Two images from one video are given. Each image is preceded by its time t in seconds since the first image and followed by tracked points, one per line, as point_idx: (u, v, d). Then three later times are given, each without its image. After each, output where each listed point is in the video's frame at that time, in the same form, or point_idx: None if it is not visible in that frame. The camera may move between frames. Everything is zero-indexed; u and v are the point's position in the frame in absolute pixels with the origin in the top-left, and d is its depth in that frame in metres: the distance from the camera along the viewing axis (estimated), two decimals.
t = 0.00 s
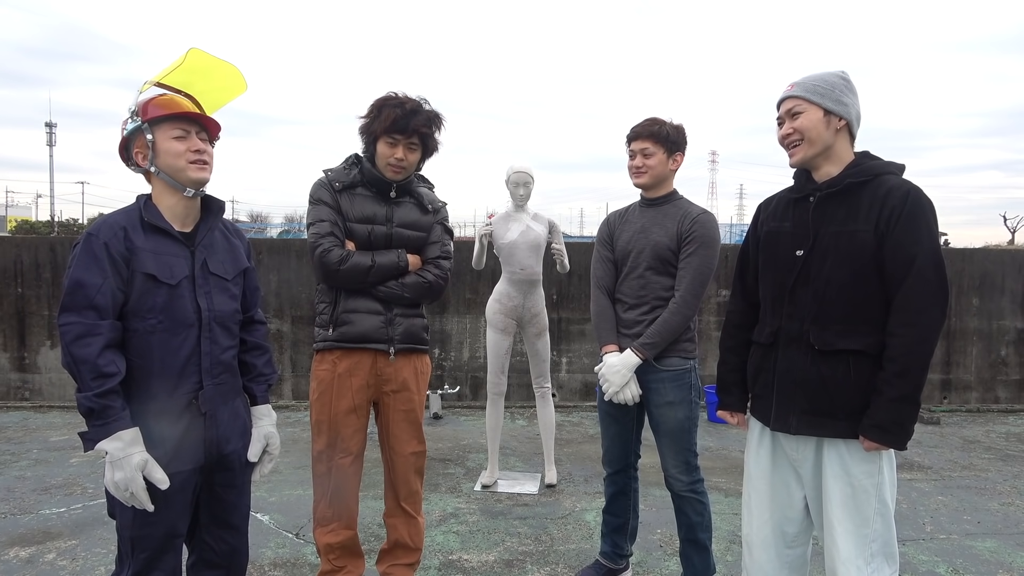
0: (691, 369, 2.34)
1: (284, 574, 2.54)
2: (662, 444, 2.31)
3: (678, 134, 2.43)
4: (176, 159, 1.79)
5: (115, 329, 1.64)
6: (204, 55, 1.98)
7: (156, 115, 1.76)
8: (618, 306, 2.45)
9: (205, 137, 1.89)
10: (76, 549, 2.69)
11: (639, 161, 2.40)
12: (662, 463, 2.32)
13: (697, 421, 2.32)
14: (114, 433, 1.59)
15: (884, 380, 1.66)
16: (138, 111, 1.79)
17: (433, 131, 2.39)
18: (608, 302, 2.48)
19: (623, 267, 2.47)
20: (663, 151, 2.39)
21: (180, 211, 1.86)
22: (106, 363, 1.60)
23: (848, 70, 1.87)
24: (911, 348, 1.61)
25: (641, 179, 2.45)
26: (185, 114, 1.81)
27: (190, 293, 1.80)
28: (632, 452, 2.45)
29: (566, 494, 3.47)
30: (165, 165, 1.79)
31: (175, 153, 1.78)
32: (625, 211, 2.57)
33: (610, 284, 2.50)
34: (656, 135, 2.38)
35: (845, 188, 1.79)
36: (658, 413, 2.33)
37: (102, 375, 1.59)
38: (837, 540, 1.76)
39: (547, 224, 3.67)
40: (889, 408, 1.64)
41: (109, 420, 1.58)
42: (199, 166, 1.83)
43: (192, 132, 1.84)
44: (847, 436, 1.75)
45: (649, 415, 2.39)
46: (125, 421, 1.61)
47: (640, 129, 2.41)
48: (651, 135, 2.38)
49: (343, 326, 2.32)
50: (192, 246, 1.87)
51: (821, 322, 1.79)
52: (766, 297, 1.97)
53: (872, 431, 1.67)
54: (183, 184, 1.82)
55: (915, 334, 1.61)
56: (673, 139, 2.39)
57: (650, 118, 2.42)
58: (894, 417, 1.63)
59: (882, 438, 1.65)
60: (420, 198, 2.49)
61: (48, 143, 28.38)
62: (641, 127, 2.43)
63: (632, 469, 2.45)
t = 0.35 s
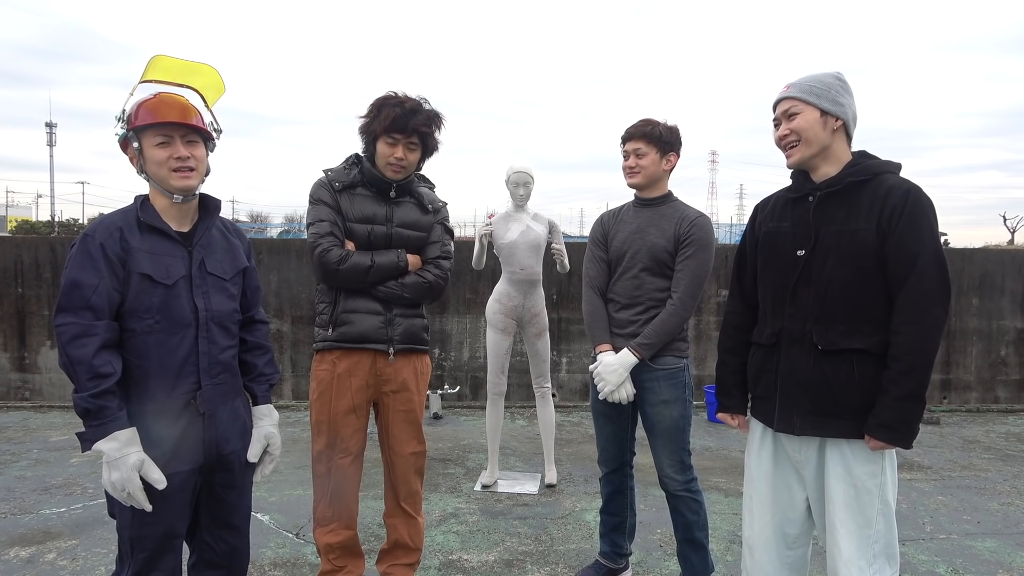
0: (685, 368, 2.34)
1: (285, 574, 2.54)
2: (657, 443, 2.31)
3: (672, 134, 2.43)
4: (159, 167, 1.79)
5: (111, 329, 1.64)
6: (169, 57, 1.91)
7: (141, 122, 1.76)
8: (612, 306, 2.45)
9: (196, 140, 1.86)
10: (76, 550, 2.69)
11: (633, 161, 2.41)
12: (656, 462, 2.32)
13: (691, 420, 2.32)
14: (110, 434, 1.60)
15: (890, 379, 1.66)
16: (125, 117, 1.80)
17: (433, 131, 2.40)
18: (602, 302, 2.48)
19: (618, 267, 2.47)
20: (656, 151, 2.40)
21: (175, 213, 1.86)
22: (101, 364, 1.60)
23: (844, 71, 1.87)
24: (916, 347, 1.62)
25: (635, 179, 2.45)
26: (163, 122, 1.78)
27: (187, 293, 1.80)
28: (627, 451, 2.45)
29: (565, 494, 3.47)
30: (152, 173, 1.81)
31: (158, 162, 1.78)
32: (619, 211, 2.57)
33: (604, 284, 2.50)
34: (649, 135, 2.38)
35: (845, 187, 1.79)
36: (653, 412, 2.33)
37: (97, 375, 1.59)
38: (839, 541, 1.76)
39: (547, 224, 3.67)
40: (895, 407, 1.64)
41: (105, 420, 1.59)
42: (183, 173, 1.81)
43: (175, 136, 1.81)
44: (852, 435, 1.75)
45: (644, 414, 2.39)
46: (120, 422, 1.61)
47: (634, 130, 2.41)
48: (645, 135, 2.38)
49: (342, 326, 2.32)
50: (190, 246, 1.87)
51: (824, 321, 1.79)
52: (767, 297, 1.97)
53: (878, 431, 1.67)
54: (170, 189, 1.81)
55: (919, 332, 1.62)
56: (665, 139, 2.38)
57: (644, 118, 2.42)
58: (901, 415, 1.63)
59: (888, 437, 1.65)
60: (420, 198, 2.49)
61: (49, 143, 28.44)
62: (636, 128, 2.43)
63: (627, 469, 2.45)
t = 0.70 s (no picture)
0: (687, 369, 2.35)
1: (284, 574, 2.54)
2: (659, 443, 2.31)
3: (676, 136, 2.43)
4: (161, 164, 1.79)
5: (110, 328, 1.64)
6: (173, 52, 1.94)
7: (143, 119, 1.76)
8: (613, 306, 2.45)
9: (196, 139, 1.86)
10: (76, 549, 2.69)
11: (637, 160, 2.41)
12: (658, 462, 2.31)
13: (693, 420, 2.32)
14: (107, 433, 1.60)
15: (894, 378, 1.66)
16: (127, 116, 1.80)
17: (432, 128, 2.40)
18: (603, 302, 2.47)
19: (619, 267, 2.47)
20: (661, 152, 2.40)
21: (176, 212, 1.86)
22: (99, 363, 1.60)
23: (846, 71, 1.86)
24: (920, 346, 1.62)
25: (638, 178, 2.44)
26: (164, 118, 1.78)
27: (187, 293, 1.80)
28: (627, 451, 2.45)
29: (565, 494, 3.47)
30: (153, 169, 1.80)
31: (160, 158, 1.78)
32: (621, 211, 2.57)
33: (605, 283, 2.50)
34: (654, 136, 2.38)
35: (846, 186, 1.79)
36: (655, 412, 2.33)
37: (96, 374, 1.59)
38: (841, 542, 1.76)
39: (547, 224, 3.67)
40: (901, 407, 1.64)
41: (103, 419, 1.59)
42: (185, 169, 1.80)
43: (176, 133, 1.81)
44: (855, 435, 1.75)
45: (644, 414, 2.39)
46: (118, 421, 1.61)
47: (638, 129, 2.41)
48: (650, 135, 2.38)
49: (342, 326, 2.32)
50: (191, 246, 1.87)
51: (826, 321, 1.79)
52: (767, 297, 1.97)
53: (883, 430, 1.66)
54: (172, 187, 1.81)
55: (924, 331, 1.62)
56: (674, 143, 2.41)
57: (648, 118, 2.42)
58: (906, 415, 1.63)
59: (893, 437, 1.64)
60: (420, 198, 2.48)
61: (49, 142, 28.49)
62: (640, 127, 2.43)
63: (627, 468, 2.45)
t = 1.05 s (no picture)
0: (690, 368, 2.35)
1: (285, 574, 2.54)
2: (662, 443, 2.31)
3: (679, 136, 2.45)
4: (171, 167, 1.79)
5: (111, 329, 1.64)
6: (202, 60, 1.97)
7: (156, 121, 1.76)
8: (616, 306, 2.45)
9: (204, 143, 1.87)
10: (76, 550, 2.69)
11: (648, 161, 2.40)
12: (662, 462, 2.31)
13: (695, 420, 2.33)
14: (110, 433, 1.60)
15: (894, 380, 1.66)
16: (136, 115, 1.79)
17: (429, 126, 2.40)
18: (606, 301, 2.47)
19: (622, 267, 2.47)
20: (669, 154, 2.42)
21: (178, 213, 1.86)
22: (101, 363, 1.60)
23: (852, 72, 1.85)
24: (920, 348, 1.62)
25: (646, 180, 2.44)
26: (181, 123, 1.79)
27: (187, 293, 1.80)
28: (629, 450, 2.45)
29: (565, 494, 3.47)
30: (161, 171, 1.80)
31: (171, 162, 1.78)
32: (623, 210, 2.57)
33: (608, 284, 2.50)
34: (666, 136, 2.39)
35: (847, 188, 1.79)
36: (658, 412, 2.33)
37: (98, 375, 1.59)
38: (842, 542, 1.76)
39: (547, 224, 3.67)
40: (901, 408, 1.64)
41: (105, 420, 1.59)
42: (195, 174, 1.82)
43: (190, 138, 1.82)
44: (856, 437, 1.75)
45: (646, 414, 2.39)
46: (120, 421, 1.61)
47: (642, 129, 2.41)
48: (658, 136, 2.39)
49: (342, 326, 2.33)
50: (191, 247, 1.87)
51: (826, 323, 1.79)
52: (768, 298, 1.97)
53: (883, 432, 1.66)
54: (179, 189, 1.82)
55: (924, 333, 1.62)
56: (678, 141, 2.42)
57: (651, 118, 2.43)
58: (906, 417, 1.63)
59: (893, 439, 1.64)
60: (419, 198, 2.47)
61: (49, 143, 28.54)
62: (642, 128, 2.43)
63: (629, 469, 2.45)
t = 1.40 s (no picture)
0: (692, 367, 2.35)
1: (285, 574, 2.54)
2: (667, 442, 2.31)
3: (676, 132, 2.44)
4: (176, 162, 1.79)
5: (115, 327, 1.64)
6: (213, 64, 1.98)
7: (163, 115, 1.77)
8: (618, 304, 2.45)
9: (206, 141, 1.88)
10: (76, 550, 2.69)
11: (644, 158, 2.40)
12: (666, 461, 2.31)
13: (699, 418, 2.32)
14: (115, 430, 1.60)
15: (895, 380, 1.66)
16: (141, 110, 1.78)
17: (428, 126, 2.41)
18: (608, 300, 2.47)
19: (623, 265, 2.47)
20: (665, 150, 2.41)
21: (179, 209, 1.86)
22: (106, 360, 1.60)
23: (859, 73, 1.85)
24: (921, 349, 1.62)
25: (644, 177, 2.44)
26: (186, 119, 1.80)
27: (190, 291, 1.80)
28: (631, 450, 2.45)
29: (565, 494, 3.47)
30: (166, 166, 1.80)
31: (177, 156, 1.78)
32: (624, 208, 2.57)
33: (610, 282, 2.50)
34: (661, 133, 2.39)
35: (850, 187, 1.79)
36: (661, 411, 2.33)
37: (102, 372, 1.59)
38: (842, 542, 1.76)
39: (547, 224, 3.67)
40: (902, 409, 1.64)
41: (111, 417, 1.59)
42: (200, 169, 1.83)
43: (194, 135, 1.83)
44: (856, 437, 1.75)
45: (650, 413, 2.39)
46: (124, 419, 1.61)
47: (639, 128, 2.41)
48: (654, 134, 2.39)
49: (341, 326, 2.32)
50: (193, 244, 1.87)
51: (828, 323, 1.79)
52: (769, 297, 1.97)
53: (884, 433, 1.66)
54: (183, 185, 1.82)
55: (926, 334, 1.62)
56: (674, 137, 2.41)
57: (648, 116, 2.43)
58: (907, 418, 1.63)
59: (893, 439, 1.64)
60: (418, 198, 2.47)
61: (48, 142, 28.65)
62: (641, 126, 2.43)
63: (632, 467, 2.45)
